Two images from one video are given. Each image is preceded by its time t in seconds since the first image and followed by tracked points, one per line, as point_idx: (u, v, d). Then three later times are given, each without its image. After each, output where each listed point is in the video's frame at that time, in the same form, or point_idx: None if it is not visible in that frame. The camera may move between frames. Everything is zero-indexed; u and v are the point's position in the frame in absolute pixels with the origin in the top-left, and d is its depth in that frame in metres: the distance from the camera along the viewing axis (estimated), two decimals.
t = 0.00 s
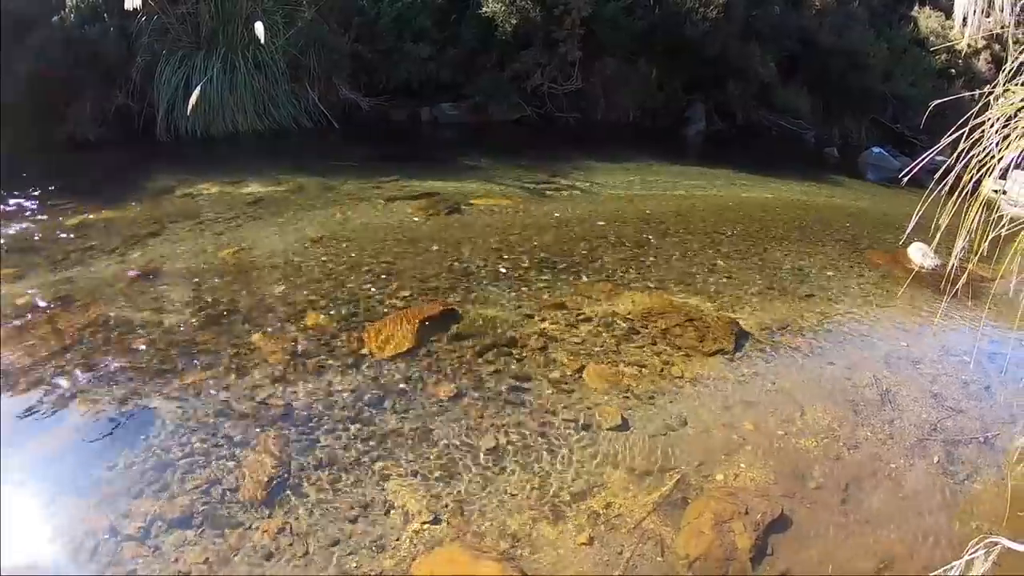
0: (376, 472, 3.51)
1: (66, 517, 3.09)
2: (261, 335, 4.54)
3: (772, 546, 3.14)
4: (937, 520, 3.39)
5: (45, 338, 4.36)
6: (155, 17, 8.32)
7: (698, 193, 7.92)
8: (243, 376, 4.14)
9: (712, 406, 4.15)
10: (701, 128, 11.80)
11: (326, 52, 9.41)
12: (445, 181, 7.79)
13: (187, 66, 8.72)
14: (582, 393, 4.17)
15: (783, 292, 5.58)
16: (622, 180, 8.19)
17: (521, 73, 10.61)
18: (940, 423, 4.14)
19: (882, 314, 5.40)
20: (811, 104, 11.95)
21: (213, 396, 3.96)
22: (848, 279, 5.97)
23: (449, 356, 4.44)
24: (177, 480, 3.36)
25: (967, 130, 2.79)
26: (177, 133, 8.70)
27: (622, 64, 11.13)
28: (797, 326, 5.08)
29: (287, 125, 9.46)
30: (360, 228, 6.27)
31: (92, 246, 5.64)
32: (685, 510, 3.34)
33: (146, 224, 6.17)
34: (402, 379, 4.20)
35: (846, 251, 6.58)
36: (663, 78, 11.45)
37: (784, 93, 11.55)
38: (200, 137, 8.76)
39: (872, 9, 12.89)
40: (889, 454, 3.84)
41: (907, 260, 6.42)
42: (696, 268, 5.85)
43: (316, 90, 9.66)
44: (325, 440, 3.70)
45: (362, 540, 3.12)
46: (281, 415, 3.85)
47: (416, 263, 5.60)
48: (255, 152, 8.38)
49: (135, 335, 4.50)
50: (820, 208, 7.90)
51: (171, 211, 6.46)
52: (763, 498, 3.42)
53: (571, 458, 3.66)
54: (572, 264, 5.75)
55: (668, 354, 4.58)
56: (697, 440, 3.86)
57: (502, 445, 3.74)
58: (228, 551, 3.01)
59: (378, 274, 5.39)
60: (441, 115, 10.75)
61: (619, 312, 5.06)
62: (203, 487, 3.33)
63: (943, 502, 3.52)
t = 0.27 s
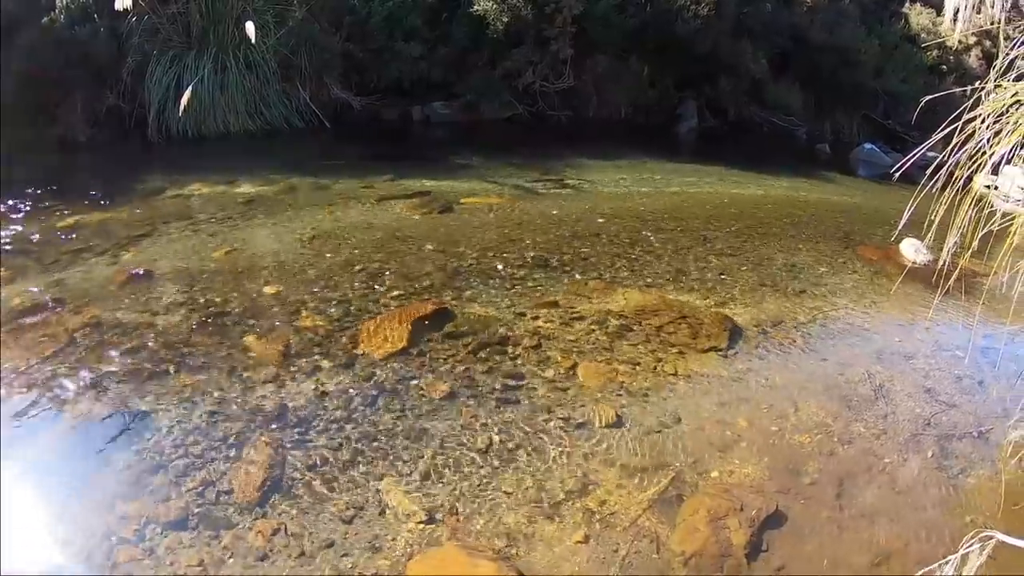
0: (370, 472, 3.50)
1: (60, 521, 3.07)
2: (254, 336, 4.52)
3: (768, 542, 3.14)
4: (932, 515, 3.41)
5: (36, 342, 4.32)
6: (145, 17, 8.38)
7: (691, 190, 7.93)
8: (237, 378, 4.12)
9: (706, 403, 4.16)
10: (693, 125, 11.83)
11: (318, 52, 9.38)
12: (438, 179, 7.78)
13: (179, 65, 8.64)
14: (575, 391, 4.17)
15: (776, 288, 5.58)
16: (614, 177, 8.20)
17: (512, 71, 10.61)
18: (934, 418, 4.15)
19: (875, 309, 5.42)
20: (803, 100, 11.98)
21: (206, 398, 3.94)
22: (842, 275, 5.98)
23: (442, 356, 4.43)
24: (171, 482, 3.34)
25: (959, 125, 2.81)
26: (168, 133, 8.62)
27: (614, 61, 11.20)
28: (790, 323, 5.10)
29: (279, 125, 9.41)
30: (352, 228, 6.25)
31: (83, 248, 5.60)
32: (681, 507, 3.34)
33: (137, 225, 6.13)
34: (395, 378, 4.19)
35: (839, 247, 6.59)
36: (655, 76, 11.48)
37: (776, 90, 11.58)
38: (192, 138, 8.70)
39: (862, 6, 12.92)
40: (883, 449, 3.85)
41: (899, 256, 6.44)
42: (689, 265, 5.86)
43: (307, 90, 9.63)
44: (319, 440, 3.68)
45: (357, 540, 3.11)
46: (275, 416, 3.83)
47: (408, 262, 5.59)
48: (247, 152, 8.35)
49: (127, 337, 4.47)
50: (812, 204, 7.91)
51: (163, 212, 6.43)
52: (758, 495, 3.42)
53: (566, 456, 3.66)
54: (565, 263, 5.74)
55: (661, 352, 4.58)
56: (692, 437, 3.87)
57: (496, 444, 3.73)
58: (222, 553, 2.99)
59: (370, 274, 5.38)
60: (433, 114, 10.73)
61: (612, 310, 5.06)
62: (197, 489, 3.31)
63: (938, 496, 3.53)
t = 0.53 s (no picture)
0: (367, 471, 3.49)
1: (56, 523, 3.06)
2: (249, 336, 4.50)
3: (765, 537, 3.15)
4: (928, 509, 3.42)
5: (30, 343, 4.30)
6: (138, 16, 8.35)
7: (685, 186, 7.94)
8: (232, 377, 4.11)
9: (702, 399, 4.16)
10: (687, 121, 11.84)
11: (311, 51, 9.36)
12: (432, 177, 7.77)
13: (172, 64, 8.62)
14: (571, 388, 4.17)
15: (771, 284, 5.59)
16: (609, 174, 8.20)
17: (506, 68, 10.59)
18: (929, 413, 4.16)
19: (870, 304, 5.43)
20: (797, 96, 11.99)
21: (201, 398, 3.92)
22: (837, 270, 5.99)
23: (437, 353, 4.42)
24: (167, 482, 3.33)
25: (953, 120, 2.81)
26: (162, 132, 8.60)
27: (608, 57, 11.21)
28: (785, 318, 5.11)
29: (273, 123, 9.39)
30: (347, 226, 6.24)
31: (76, 248, 5.57)
32: (677, 503, 3.34)
33: (131, 225, 6.10)
34: (391, 376, 4.18)
35: (834, 242, 6.60)
36: (649, 72, 11.49)
37: (770, 86, 11.60)
38: (185, 137, 8.67)
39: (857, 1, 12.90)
40: (879, 444, 3.87)
41: (894, 251, 6.45)
42: (684, 261, 5.86)
43: (301, 88, 9.60)
44: (315, 439, 3.68)
45: (354, 539, 3.10)
46: (270, 415, 3.82)
47: (404, 260, 5.58)
48: (241, 151, 8.32)
49: (122, 337, 4.45)
50: (807, 199, 7.93)
51: (157, 212, 6.41)
52: (754, 490, 3.43)
53: (562, 453, 3.66)
54: (560, 259, 5.74)
55: (657, 348, 4.59)
56: (688, 433, 3.87)
57: (493, 441, 3.73)
58: (219, 554, 2.99)
59: (365, 272, 5.37)
60: (427, 112, 10.71)
61: (608, 306, 5.07)
62: (192, 490, 3.30)
63: (934, 490, 3.55)
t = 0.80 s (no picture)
0: (365, 470, 3.48)
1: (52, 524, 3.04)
2: (246, 335, 4.49)
3: (764, 535, 3.15)
4: (927, 505, 3.42)
5: (25, 343, 4.27)
6: (134, 15, 8.35)
7: (682, 183, 7.94)
8: (229, 377, 4.10)
9: (699, 396, 4.16)
10: (684, 118, 11.85)
11: (307, 49, 9.34)
12: (428, 175, 7.76)
13: (167, 63, 8.59)
14: (569, 385, 4.17)
15: (768, 281, 5.59)
16: (606, 171, 8.19)
17: (503, 66, 10.58)
18: (926, 409, 4.16)
19: (867, 301, 5.43)
20: (794, 92, 11.99)
21: (199, 397, 3.91)
22: (834, 267, 5.99)
23: (435, 352, 4.42)
24: (165, 483, 3.32)
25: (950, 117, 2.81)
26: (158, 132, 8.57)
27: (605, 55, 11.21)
28: (782, 314, 5.11)
29: (269, 122, 9.36)
30: (343, 224, 6.22)
31: (72, 248, 5.54)
32: (676, 500, 3.33)
33: (127, 224, 6.08)
34: (388, 375, 4.18)
35: (830, 238, 6.60)
36: (646, 69, 11.49)
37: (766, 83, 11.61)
38: (181, 136, 8.65)
39: None
40: (876, 440, 3.87)
41: (892, 247, 6.45)
42: (681, 258, 5.86)
43: (297, 87, 9.58)
44: (313, 438, 3.67)
45: (353, 539, 3.09)
46: (268, 414, 3.81)
47: (400, 258, 5.58)
48: (237, 150, 8.30)
49: (119, 337, 4.44)
50: (803, 196, 7.93)
51: (153, 212, 6.39)
52: (753, 487, 3.43)
53: (560, 451, 3.66)
54: (557, 257, 5.74)
55: (654, 345, 4.58)
56: (685, 430, 3.87)
57: (491, 439, 3.72)
58: (217, 554, 2.98)
59: (363, 270, 5.36)
60: (424, 110, 10.70)
61: (605, 303, 5.06)
62: (191, 490, 3.28)
63: (932, 486, 3.55)
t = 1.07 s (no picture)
0: (364, 470, 3.48)
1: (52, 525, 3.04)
2: (246, 335, 4.49)
3: (764, 535, 3.15)
4: (927, 504, 3.42)
5: (25, 344, 4.27)
6: (133, 15, 8.36)
7: (681, 182, 7.94)
8: (228, 377, 4.09)
9: (699, 395, 4.16)
10: (683, 118, 11.85)
11: (306, 49, 9.35)
12: (428, 174, 7.76)
13: (166, 62, 8.60)
14: (568, 385, 4.17)
15: (767, 280, 5.59)
16: (605, 171, 8.19)
17: (502, 64, 10.58)
18: (926, 408, 4.16)
19: (866, 300, 5.43)
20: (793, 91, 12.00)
21: (198, 397, 3.91)
22: (833, 266, 5.99)
23: (434, 351, 4.41)
24: (165, 483, 3.31)
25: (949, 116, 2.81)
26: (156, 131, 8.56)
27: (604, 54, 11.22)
28: (781, 314, 5.11)
29: (267, 122, 9.36)
30: (343, 224, 6.22)
31: (71, 248, 5.53)
32: (676, 500, 3.33)
33: (126, 224, 6.07)
34: (388, 375, 4.17)
35: (829, 238, 6.60)
36: (645, 68, 11.50)
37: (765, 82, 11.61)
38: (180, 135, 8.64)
39: None
40: (876, 439, 3.86)
41: (891, 246, 6.45)
42: (680, 257, 5.85)
43: (296, 86, 9.58)
44: (312, 438, 3.67)
45: (352, 539, 3.09)
46: (268, 414, 3.81)
47: (399, 258, 5.57)
48: (236, 150, 8.29)
49: (118, 337, 4.43)
50: (803, 195, 7.93)
51: (152, 211, 6.38)
52: (753, 487, 3.43)
53: (559, 451, 3.65)
54: (557, 256, 5.73)
55: (653, 344, 4.58)
56: (685, 429, 3.87)
57: (490, 439, 3.72)
58: (217, 554, 2.98)
59: (362, 270, 5.35)
60: (423, 109, 10.69)
61: (604, 303, 5.06)
62: (191, 490, 3.28)
63: (932, 486, 3.55)
